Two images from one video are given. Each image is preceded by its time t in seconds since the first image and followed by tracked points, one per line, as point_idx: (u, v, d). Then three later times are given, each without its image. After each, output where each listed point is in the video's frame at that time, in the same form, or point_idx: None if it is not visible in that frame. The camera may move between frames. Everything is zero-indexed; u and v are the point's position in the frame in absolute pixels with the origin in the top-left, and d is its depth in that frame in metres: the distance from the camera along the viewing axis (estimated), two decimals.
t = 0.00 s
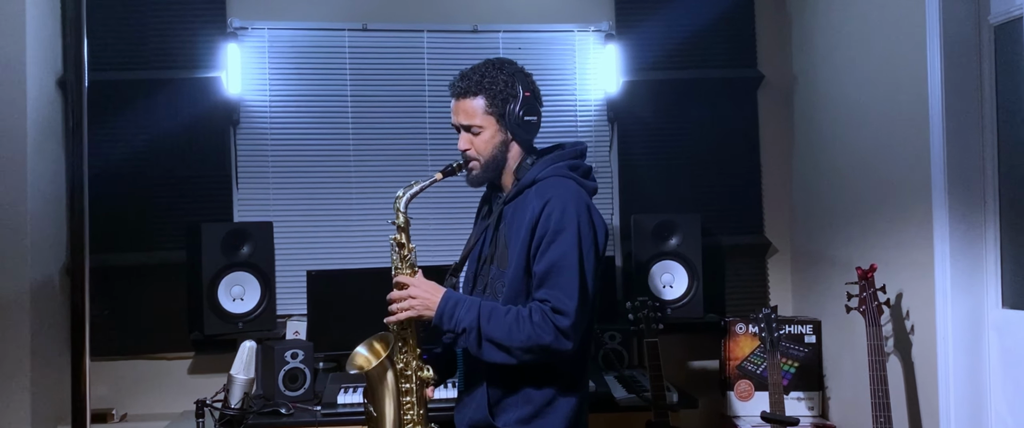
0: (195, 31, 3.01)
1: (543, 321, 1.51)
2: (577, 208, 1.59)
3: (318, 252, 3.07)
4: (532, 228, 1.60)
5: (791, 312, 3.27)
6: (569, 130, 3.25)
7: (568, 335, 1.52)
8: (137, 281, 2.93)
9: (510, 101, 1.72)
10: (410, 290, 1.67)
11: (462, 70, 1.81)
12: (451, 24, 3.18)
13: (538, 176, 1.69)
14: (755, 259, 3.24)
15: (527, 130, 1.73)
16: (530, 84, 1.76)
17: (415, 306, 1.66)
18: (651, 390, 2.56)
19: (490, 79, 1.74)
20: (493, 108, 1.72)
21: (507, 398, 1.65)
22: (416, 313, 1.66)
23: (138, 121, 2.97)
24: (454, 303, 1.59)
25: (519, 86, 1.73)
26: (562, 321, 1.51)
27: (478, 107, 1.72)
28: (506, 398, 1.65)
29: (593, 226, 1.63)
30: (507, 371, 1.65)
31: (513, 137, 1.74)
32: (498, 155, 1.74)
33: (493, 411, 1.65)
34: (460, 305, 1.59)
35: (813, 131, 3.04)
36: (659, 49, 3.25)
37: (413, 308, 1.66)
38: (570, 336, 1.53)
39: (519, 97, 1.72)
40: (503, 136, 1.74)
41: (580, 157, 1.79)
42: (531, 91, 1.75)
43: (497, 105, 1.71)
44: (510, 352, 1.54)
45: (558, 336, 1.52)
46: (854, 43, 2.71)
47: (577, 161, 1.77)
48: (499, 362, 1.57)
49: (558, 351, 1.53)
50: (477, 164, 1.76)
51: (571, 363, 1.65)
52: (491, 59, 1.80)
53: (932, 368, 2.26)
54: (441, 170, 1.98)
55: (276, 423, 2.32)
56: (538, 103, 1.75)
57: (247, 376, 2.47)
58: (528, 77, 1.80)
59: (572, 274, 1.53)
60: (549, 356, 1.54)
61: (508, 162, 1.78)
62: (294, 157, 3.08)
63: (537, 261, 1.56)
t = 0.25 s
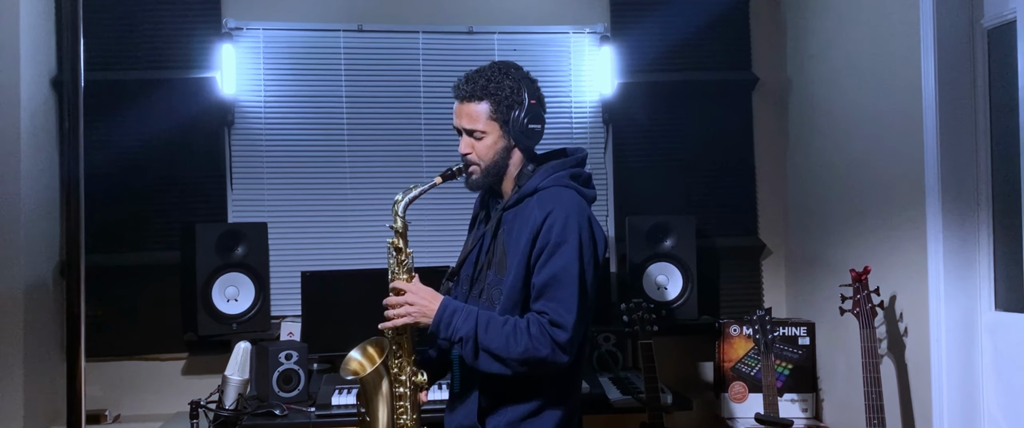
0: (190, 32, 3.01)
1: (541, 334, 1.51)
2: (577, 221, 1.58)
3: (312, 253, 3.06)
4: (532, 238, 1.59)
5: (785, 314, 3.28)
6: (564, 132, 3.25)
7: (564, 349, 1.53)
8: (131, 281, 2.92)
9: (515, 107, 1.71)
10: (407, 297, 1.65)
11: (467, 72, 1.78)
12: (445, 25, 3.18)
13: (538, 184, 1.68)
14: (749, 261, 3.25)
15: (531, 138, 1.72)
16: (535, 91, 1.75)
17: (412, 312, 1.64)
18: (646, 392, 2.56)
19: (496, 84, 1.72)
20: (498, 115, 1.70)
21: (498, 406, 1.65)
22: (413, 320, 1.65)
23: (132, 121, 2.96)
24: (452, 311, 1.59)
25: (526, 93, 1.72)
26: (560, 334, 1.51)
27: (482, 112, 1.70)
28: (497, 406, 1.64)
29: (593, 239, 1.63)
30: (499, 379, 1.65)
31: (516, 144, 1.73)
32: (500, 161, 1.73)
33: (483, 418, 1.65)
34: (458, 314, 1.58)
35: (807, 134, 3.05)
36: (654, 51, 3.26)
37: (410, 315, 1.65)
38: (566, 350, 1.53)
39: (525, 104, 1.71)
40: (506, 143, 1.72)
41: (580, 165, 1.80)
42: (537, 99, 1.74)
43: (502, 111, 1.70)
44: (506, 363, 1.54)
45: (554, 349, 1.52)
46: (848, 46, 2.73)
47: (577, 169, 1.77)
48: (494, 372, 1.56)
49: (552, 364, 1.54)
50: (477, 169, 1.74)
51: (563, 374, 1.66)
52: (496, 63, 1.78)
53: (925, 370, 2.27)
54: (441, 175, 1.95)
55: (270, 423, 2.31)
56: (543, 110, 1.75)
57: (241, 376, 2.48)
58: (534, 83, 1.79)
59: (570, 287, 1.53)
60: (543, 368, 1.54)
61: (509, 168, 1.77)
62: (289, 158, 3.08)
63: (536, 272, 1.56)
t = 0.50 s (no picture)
0: (184, 31, 3.00)
1: (534, 339, 1.51)
2: (567, 224, 1.57)
3: (306, 253, 3.06)
4: (522, 243, 1.59)
5: (779, 314, 3.29)
6: (559, 132, 3.26)
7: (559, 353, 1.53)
8: (125, 281, 2.91)
9: (500, 111, 1.70)
10: (400, 309, 1.66)
11: (450, 76, 1.77)
12: (440, 25, 3.18)
13: (528, 186, 1.68)
14: (744, 261, 3.26)
15: (517, 141, 1.71)
16: (520, 93, 1.75)
17: (406, 324, 1.65)
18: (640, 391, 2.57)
19: (480, 89, 1.71)
20: (482, 120, 1.69)
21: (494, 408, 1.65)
22: (406, 332, 1.65)
23: (126, 121, 2.95)
24: (445, 320, 1.59)
25: (510, 96, 1.72)
26: (553, 339, 1.51)
27: (466, 118, 1.70)
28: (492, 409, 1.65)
29: (584, 240, 1.61)
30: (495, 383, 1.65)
31: (502, 148, 1.72)
32: (487, 166, 1.72)
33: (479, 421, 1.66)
34: (451, 323, 1.58)
35: (802, 134, 3.06)
36: (648, 52, 3.26)
37: (403, 327, 1.65)
38: (559, 354, 1.53)
39: (510, 108, 1.70)
40: (493, 147, 1.72)
41: (569, 163, 1.79)
42: (522, 101, 1.73)
43: (487, 117, 1.69)
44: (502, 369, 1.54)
45: (549, 354, 1.52)
46: (842, 47, 2.74)
47: (566, 168, 1.76)
48: (489, 378, 1.57)
49: (549, 368, 1.54)
50: (465, 175, 1.73)
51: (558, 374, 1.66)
52: (478, 65, 1.77)
53: (918, 370, 2.28)
54: (429, 182, 1.98)
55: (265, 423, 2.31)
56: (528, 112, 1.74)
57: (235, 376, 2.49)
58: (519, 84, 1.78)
59: (562, 292, 1.52)
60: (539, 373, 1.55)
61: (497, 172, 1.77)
62: (283, 158, 3.07)
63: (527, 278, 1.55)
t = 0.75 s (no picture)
0: (175, 31, 2.98)
1: (518, 331, 1.49)
2: (540, 213, 1.54)
3: (298, 253, 3.05)
4: (498, 236, 1.57)
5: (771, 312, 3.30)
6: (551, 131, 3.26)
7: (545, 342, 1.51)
8: (116, 281, 2.89)
9: (472, 105, 1.69)
10: (384, 311, 1.64)
11: (421, 75, 1.77)
12: (432, 24, 3.17)
13: (500, 177, 1.67)
14: (735, 259, 3.27)
15: (491, 135, 1.70)
16: (491, 86, 1.74)
17: (393, 326, 1.64)
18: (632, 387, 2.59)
19: (450, 84, 1.70)
20: (455, 115, 1.69)
21: (486, 403, 1.64)
22: (393, 333, 1.64)
23: (117, 120, 2.93)
24: (429, 319, 1.58)
25: (480, 90, 1.71)
26: (537, 330, 1.50)
27: (439, 114, 1.70)
28: (484, 404, 1.63)
29: (560, 228, 1.59)
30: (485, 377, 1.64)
31: (477, 142, 1.72)
32: (464, 161, 1.72)
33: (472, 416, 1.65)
34: (435, 322, 1.57)
35: (793, 133, 3.08)
36: (640, 51, 3.27)
37: (389, 328, 1.64)
38: (546, 343, 1.52)
39: (481, 101, 1.69)
40: (467, 142, 1.72)
41: (545, 153, 1.78)
42: (492, 94, 1.72)
43: (459, 111, 1.68)
44: (490, 364, 1.53)
45: (534, 344, 1.51)
46: (833, 46, 2.75)
47: (540, 158, 1.74)
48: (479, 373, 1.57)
49: (536, 358, 1.53)
50: (443, 172, 1.73)
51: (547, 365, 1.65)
52: (449, 61, 1.76)
53: (909, 367, 2.29)
54: (408, 181, 2.00)
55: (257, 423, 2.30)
56: (500, 105, 1.73)
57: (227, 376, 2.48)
58: (490, 78, 1.77)
59: (539, 282, 1.50)
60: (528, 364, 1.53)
61: (474, 167, 1.76)
62: (275, 157, 3.06)
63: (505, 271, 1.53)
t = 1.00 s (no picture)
0: (167, 31, 2.97)
1: (498, 332, 1.47)
2: (522, 212, 1.54)
3: (291, 253, 3.04)
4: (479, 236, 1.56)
5: (764, 311, 3.31)
6: (546, 131, 3.26)
7: (524, 343, 1.49)
8: (109, 282, 2.88)
9: (451, 104, 1.69)
10: (365, 312, 1.63)
11: (402, 78, 1.77)
12: (426, 23, 3.17)
13: (483, 177, 1.66)
14: (729, 258, 3.28)
15: (472, 133, 1.69)
16: (471, 85, 1.73)
17: (372, 327, 1.62)
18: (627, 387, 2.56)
19: (429, 85, 1.70)
20: (435, 115, 1.68)
21: (463, 406, 1.60)
22: (373, 334, 1.63)
23: (109, 120, 2.92)
24: (409, 321, 1.56)
25: (459, 89, 1.70)
26: (517, 330, 1.47)
27: (419, 114, 1.69)
28: (462, 408, 1.60)
29: (542, 229, 1.58)
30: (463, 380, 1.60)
31: (458, 141, 1.72)
32: (447, 161, 1.71)
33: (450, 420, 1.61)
34: (415, 323, 1.55)
35: (786, 133, 3.09)
36: (634, 51, 3.27)
37: (369, 330, 1.62)
38: (526, 345, 1.50)
39: (459, 100, 1.68)
40: (448, 141, 1.71)
41: (531, 154, 1.77)
42: (471, 93, 1.71)
43: (438, 111, 1.68)
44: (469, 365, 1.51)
45: (514, 345, 1.48)
46: (826, 46, 2.76)
47: (527, 159, 1.73)
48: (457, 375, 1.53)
49: (516, 360, 1.50)
50: (427, 172, 1.72)
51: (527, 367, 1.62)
52: (429, 62, 1.76)
53: (903, 366, 2.30)
54: (389, 183, 2.00)
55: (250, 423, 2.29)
56: (481, 104, 1.72)
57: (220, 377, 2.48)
58: (470, 77, 1.77)
59: (520, 281, 1.48)
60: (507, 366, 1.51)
61: (458, 167, 1.75)
62: (268, 158, 3.05)
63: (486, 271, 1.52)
